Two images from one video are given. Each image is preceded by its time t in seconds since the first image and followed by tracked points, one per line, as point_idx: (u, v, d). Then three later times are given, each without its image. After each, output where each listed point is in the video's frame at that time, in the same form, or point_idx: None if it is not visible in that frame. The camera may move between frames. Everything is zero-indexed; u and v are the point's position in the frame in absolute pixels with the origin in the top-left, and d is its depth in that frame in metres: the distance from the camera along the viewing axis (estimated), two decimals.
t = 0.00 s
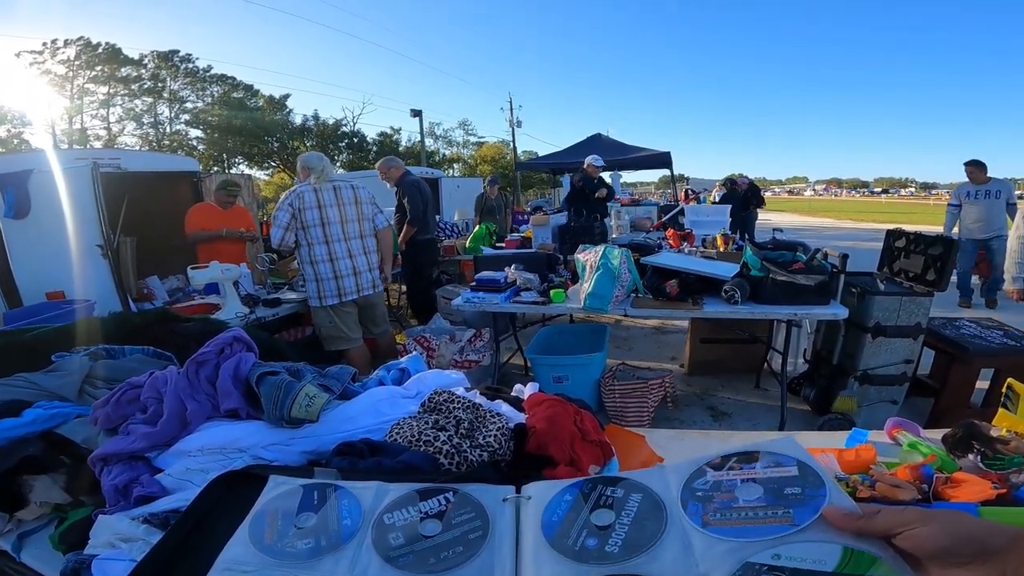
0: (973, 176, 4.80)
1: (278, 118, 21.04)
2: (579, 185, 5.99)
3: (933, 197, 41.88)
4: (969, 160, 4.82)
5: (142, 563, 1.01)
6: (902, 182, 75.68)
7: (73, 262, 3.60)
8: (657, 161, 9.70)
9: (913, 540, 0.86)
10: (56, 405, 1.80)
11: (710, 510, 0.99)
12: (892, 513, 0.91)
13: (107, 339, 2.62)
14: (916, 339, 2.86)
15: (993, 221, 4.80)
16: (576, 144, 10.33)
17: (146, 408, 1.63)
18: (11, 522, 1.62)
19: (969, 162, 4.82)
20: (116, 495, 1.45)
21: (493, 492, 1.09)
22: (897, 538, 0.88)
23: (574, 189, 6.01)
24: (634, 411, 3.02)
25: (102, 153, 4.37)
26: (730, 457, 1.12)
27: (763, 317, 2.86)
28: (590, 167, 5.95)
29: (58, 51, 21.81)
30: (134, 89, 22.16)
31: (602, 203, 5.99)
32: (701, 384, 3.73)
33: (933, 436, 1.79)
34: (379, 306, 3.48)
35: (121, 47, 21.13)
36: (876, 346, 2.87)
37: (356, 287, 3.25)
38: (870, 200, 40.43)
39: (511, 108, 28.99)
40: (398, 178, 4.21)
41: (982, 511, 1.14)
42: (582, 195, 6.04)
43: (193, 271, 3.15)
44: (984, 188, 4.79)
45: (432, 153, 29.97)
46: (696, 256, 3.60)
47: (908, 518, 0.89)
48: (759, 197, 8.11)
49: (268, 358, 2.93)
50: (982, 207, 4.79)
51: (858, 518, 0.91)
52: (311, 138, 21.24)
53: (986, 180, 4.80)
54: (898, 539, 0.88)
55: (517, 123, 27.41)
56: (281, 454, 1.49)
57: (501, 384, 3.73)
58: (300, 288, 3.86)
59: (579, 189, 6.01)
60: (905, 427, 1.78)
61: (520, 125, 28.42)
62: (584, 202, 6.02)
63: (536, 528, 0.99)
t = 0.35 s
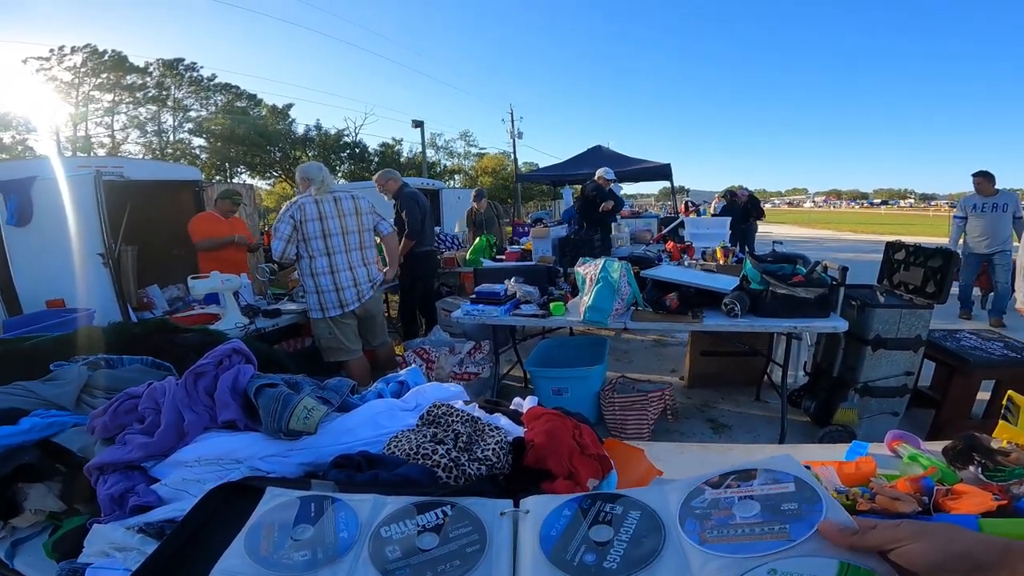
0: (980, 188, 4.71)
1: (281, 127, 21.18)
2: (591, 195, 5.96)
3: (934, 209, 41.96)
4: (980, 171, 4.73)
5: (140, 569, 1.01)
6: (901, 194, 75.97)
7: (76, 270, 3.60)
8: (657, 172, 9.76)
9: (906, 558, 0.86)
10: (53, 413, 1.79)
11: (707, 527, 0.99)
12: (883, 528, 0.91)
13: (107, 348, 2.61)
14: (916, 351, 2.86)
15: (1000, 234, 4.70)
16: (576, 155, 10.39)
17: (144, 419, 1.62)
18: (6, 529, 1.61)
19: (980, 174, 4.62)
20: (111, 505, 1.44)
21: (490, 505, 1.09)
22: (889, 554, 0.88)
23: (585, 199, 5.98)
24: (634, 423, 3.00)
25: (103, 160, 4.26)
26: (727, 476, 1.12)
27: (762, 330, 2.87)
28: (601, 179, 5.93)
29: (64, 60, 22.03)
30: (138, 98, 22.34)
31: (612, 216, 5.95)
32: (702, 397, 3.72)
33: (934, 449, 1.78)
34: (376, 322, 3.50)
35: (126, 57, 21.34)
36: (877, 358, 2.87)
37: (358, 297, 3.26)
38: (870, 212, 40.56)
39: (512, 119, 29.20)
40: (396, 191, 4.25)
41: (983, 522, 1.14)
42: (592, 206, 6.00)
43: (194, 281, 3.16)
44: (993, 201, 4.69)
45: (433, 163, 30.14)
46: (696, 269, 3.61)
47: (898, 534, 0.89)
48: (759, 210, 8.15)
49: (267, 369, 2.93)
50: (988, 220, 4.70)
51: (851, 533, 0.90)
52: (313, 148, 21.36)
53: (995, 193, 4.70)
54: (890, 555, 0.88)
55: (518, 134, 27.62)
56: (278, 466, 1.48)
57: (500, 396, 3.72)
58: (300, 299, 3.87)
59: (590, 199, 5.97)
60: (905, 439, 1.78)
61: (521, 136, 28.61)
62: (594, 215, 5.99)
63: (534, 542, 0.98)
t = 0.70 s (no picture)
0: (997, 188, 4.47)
1: (278, 125, 21.10)
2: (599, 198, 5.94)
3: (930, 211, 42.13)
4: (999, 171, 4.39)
5: (134, 564, 1.00)
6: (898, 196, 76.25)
7: (75, 268, 3.59)
8: (656, 172, 9.76)
9: (897, 557, 0.86)
10: (47, 411, 1.78)
11: (702, 529, 0.99)
12: (875, 528, 0.92)
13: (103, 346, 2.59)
14: (911, 352, 2.87)
15: (1012, 237, 4.55)
16: (575, 155, 10.39)
17: (137, 416, 1.62)
18: None
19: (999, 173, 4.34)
20: (104, 503, 1.44)
21: (485, 503, 1.09)
22: (881, 554, 0.88)
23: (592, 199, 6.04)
24: (630, 423, 3.01)
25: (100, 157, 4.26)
26: (722, 480, 1.13)
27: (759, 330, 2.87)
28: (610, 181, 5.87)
29: (61, 55, 21.91)
30: (135, 94, 22.24)
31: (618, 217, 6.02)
32: (698, 397, 3.73)
33: (929, 450, 1.78)
34: (375, 319, 3.50)
35: (123, 53, 21.22)
36: (872, 359, 2.88)
37: (356, 294, 3.25)
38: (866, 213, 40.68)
39: (510, 118, 29.16)
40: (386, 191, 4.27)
41: (976, 523, 1.14)
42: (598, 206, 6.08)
43: (189, 278, 3.15)
44: (1007, 203, 4.47)
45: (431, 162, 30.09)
46: (693, 269, 3.61)
47: (889, 535, 0.90)
48: (756, 210, 8.15)
49: (262, 367, 2.92)
50: (1001, 223, 4.53)
51: (842, 534, 0.92)
52: (311, 145, 21.28)
53: (1010, 195, 4.49)
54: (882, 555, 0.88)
55: (516, 133, 27.60)
56: (272, 464, 1.48)
57: (497, 395, 3.72)
58: (296, 297, 3.86)
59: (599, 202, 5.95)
60: (899, 440, 1.79)
61: (519, 135, 28.56)
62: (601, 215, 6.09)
63: (531, 541, 0.98)
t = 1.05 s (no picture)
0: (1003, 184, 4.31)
1: (276, 120, 21.00)
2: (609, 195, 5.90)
3: (928, 207, 42.18)
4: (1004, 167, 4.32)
5: (131, 561, 1.00)
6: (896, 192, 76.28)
7: (70, 263, 3.58)
8: (655, 168, 9.76)
9: (885, 563, 0.85)
10: (45, 405, 1.77)
11: (696, 529, 0.99)
12: (862, 531, 0.90)
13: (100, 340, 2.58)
14: (907, 348, 2.88)
15: (1016, 235, 4.40)
16: (574, 150, 10.37)
17: (136, 410, 1.62)
18: None
19: (1002, 168, 4.23)
20: (102, 497, 1.44)
21: (484, 497, 1.09)
22: (867, 558, 0.87)
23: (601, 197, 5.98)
24: (627, 418, 3.02)
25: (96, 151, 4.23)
26: (716, 477, 1.13)
27: (757, 325, 2.88)
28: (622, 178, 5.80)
29: (56, 49, 21.77)
30: (132, 88, 22.13)
31: (631, 209, 6.11)
32: (695, 392, 3.74)
33: (924, 445, 1.79)
34: (372, 313, 3.47)
35: (119, 48, 21.11)
36: (868, 354, 2.89)
37: (350, 291, 3.24)
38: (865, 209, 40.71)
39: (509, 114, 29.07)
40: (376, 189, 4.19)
41: (971, 519, 1.15)
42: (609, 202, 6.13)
43: (187, 273, 3.13)
44: (1014, 200, 4.30)
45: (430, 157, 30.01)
46: (691, 263, 3.62)
47: (874, 537, 0.88)
48: (755, 205, 8.14)
49: (260, 361, 2.92)
50: (1008, 221, 4.35)
51: (832, 538, 0.91)
52: (308, 140, 21.20)
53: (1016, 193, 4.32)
54: (868, 559, 0.87)
55: (515, 127, 27.50)
56: (271, 457, 1.48)
57: (495, 390, 3.73)
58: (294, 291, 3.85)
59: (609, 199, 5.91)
60: (895, 435, 1.80)
61: (518, 130, 28.48)
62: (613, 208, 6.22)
63: (529, 535, 0.99)
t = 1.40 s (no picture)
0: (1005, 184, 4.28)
1: (277, 119, 20.99)
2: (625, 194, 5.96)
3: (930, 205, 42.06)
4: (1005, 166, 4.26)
5: (135, 559, 1.01)
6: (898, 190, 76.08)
7: (71, 262, 3.58)
8: (656, 167, 9.75)
9: (885, 563, 0.85)
10: (48, 404, 1.77)
11: (699, 529, 0.99)
12: (863, 533, 0.91)
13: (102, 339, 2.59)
14: (909, 347, 2.88)
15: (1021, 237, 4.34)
16: (575, 149, 10.36)
17: (139, 408, 1.62)
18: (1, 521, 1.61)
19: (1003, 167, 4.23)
20: (106, 496, 1.44)
21: (487, 495, 1.09)
22: (867, 559, 0.87)
23: (615, 194, 6.01)
24: (629, 416, 3.02)
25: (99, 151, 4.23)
26: (719, 478, 1.13)
27: (758, 323, 2.87)
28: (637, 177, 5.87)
29: (57, 50, 21.81)
30: (133, 88, 22.14)
31: (642, 208, 6.13)
32: (697, 390, 3.74)
33: (926, 443, 1.79)
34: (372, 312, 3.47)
35: (120, 48, 21.13)
36: (870, 353, 2.88)
37: (347, 291, 3.24)
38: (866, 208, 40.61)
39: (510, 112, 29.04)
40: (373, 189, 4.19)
41: (975, 517, 1.15)
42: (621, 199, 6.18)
43: (189, 271, 3.13)
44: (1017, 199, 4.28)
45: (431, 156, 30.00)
46: (692, 262, 3.61)
47: (875, 539, 0.89)
48: (756, 204, 8.12)
49: (262, 360, 2.92)
50: (1011, 220, 4.32)
51: (834, 539, 0.92)
52: (310, 139, 21.19)
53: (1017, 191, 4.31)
54: (868, 560, 0.87)
55: (516, 126, 27.48)
56: (274, 455, 1.48)
57: (497, 388, 3.74)
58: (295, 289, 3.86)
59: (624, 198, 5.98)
60: (897, 433, 1.79)
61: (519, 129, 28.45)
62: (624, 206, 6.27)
63: (532, 532, 0.99)
